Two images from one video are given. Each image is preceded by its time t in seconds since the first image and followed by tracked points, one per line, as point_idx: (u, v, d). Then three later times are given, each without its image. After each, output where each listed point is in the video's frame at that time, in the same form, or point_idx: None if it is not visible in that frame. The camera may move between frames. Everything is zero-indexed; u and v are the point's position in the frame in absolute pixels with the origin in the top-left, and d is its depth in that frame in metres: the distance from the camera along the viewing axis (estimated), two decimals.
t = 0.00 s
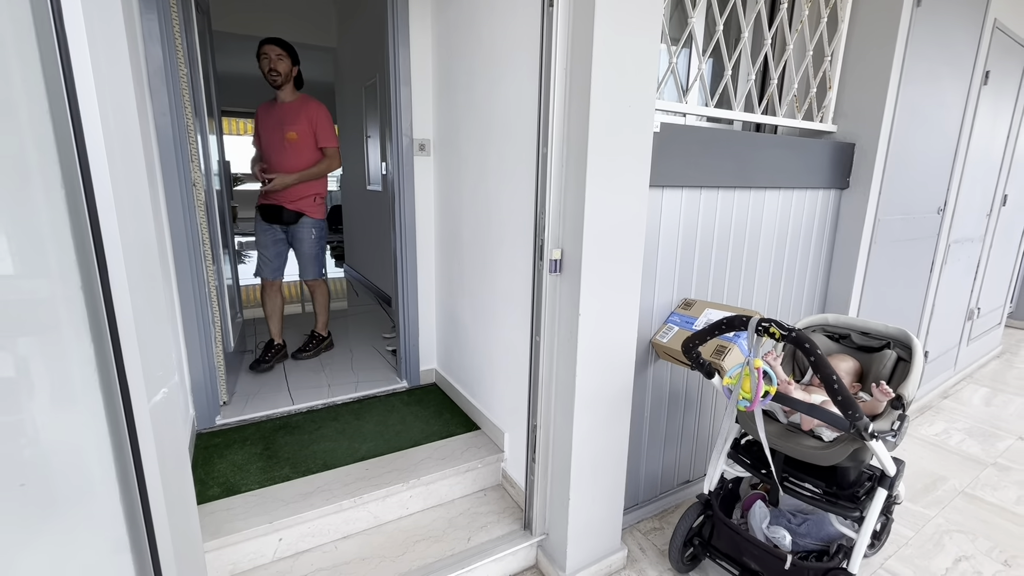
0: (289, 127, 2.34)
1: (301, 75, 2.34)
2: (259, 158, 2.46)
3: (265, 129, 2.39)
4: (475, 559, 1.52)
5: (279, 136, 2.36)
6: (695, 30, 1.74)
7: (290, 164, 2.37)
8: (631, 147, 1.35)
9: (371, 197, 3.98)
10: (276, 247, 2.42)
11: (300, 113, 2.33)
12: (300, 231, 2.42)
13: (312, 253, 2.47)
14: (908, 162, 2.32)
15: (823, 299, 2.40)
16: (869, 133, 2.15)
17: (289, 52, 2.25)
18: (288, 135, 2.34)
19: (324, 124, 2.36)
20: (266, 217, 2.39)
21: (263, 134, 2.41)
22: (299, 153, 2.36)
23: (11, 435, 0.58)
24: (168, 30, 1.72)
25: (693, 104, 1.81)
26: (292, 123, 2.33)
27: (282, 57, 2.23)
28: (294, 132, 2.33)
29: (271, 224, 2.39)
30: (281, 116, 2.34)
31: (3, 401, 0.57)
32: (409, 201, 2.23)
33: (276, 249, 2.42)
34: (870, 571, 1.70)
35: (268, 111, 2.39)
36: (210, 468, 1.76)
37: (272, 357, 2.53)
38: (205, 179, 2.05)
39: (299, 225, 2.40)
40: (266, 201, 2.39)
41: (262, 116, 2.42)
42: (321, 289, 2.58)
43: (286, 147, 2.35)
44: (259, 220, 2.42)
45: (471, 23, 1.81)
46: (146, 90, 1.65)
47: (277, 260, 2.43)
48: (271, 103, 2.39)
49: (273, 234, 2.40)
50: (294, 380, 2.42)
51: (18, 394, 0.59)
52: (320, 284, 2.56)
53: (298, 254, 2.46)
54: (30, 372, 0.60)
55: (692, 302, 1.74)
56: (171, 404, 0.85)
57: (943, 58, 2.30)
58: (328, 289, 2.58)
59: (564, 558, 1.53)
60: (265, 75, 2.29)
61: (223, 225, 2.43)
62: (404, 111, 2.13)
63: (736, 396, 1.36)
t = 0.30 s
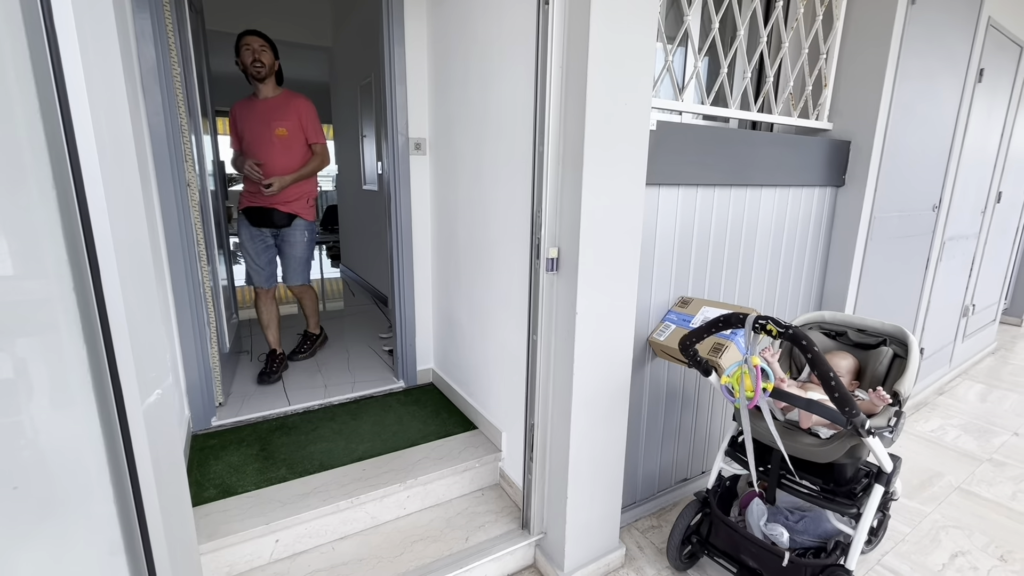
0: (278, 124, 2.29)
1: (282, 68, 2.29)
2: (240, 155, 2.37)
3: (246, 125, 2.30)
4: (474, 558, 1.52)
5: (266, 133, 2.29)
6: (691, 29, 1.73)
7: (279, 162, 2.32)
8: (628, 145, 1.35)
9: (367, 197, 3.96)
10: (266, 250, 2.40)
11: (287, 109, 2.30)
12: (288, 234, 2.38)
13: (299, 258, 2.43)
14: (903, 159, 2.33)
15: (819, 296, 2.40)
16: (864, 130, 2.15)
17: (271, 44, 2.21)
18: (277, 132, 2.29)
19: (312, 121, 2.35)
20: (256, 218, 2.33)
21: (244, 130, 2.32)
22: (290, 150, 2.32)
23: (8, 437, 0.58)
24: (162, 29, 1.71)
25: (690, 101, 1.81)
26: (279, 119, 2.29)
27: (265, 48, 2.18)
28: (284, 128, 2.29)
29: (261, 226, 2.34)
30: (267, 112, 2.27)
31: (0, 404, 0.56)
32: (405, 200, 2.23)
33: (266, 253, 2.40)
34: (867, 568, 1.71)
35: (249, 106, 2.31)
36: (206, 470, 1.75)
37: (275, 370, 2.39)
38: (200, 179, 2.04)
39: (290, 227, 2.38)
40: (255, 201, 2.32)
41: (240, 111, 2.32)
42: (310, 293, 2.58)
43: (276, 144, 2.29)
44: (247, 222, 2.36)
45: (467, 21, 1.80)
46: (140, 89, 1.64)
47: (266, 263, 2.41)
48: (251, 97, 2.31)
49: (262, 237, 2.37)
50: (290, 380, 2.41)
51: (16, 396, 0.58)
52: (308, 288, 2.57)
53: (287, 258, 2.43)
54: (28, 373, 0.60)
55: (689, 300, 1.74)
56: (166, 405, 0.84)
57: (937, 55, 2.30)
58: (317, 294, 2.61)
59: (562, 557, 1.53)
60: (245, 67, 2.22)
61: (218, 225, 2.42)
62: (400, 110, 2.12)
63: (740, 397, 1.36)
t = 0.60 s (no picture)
0: (265, 123, 2.22)
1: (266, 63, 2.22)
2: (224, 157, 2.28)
3: (229, 125, 2.21)
4: (470, 561, 1.52)
5: (252, 133, 2.21)
6: (683, 31, 1.74)
7: (266, 163, 2.25)
8: (620, 147, 1.36)
9: (362, 199, 3.96)
10: (258, 257, 2.35)
11: (273, 107, 2.23)
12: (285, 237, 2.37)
13: (297, 262, 2.41)
14: (894, 160, 2.34)
15: (812, 296, 2.42)
16: (856, 131, 2.17)
17: (254, 39, 2.15)
18: (264, 131, 2.22)
19: (299, 118, 2.28)
20: (246, 223, 2.27)
21: (227, 130, 2.23)
22: (277, 150, 2.25)
23: (5, 442, 0.58)
24: (154, 33, 1.71)
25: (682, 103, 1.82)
26: (266, 118, 2.22)
27: (246, 43, 2.12)
28: (271, 127, 2.22)
29: (252, 232, 2.28)
30: (251, 110, 2.19)
31: None
32: (399, 203, 2.23)
33: (258, 259, 2.35)
34: (861, 566, 1.72)
35: (231, 104, 2.22)
36: (201, 475, 1.75)
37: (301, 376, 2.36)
38: (193, 183, 2.03)
39: (287, 230, 2.36)
40: (245, 205, 2.25)
41: (221, 110, 2.23)
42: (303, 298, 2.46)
43: (264, 144, 2.22)
44: (237, 228, 2.30)
45: (460, 23, 1.80)
46: (132, 93, 1.64)
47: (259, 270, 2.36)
48: (232, 95, 2.23)
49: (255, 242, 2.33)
50: (285, 384, 2.41)
51: (13, 401, 0.58)
52: (299, 292, 2.44)
53: (280, 264, 2.39)
54: (24, 378, 0.60)
55: (682, 301, 1.74)
56: (159, 411, 0.84)
57: (927, 55, 2.32)
58: (308, 298, 2.47)
59: (558, 558, 1.54)
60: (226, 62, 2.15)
61: (211, 229, 2.41)
62: (394, 112, 2.12)
63: (727, 395, 1.37)
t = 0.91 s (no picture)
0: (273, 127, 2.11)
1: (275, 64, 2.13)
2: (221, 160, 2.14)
3: (231, 126, 2.07)
4: (466, 562, 1.52)
5: (258, 137, 2.10)
6: (675, 31, 1.75)
7: (272, 169, 2.14)
8: (613, 148, 1.36)
9: (357, 201, 3.95)
10: (260, 265, 2.25)
11: (281, 112, 2.14)
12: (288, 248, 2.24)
13: (300, 276, 2.27)
14: (887, 158, 2.36)
15: (807, 295, 2.43)
16: (848, 130, 2.18)
17: (265, 39, 2.07)
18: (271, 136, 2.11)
19: (306, 125, 2.20)
20: (247, 232, 2.15)
21: (227, 131, 2.09)
22: (284, 156, 2.16)
23: None
24: (146, 36, 1.71)
25: (675, 104, 1.83)
26: (274, 122, 2.12)
27: (258, 43, 2.04)
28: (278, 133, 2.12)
29: (254, 241, 2.17)
30: (259, 113, 2.09)
31: None
32: (394, 205, 2.23)
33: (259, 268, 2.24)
34: (856, 563, 1.73)
35: (234, 104, 2.08)
36: (196, 478, 1.74)
37: (306, 398, 2.18)
38: (186, 185, 2.03)
39: (290, 240, 2.23)
40: (245, 213, 2.13)
41: (222, 109, 2.08)
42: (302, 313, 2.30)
43: (270, 149, 2.12)
44: (236, 236, 2.17)
45: (453, 25, 1.81)
46: (124, 97, 1.64)
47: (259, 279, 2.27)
48: (236, 95, 2.09)
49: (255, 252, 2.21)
50: (281, 387, 2.40)
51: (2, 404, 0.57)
52: (299, 307, 2.29)
53: (282, 274, 2.28)
54: (12, 383, 0.59)
55: (676, 301, 1.75)
56: (152, 413, 0.84)
57: (918, 55, 2.34)
58: (308, 313, 2.30)
59: (554, 559, 1.54)
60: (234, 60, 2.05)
61: (205, 230, 2.41)
62: (387, 114, 2.13)
63: (720, 394, 1.37)
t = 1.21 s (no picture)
0: (286, 128, 2.07)
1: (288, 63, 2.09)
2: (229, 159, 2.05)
3: (243, 124, 2.00)
4: (460, 566, 1.51)
5: (271, 137, 2.04)
6: (666, 33, 1.75)
7: (283, 170, 2.08)
8: (604, 150, 1.36)
9: (352, 204, 3.95)
10: (263, 271, 2.16)
11: (294, 112, 2.09)
12: (294, 253, 2.19)
13: (306, 281, 2.24)
14: (879, 159, 2.36)
15: (801, 295, 2.43)
16: (841, 130, 2.18)
17: (279, 36, 2.01)
18: (284, 136, 2.06)
19: (318, 127, 2.18)
20: (254, 233, 2.05)
21: (239, 129, 2.01)
22: (295, 158, 2.11)
23: None
24: (137, 40, 1.70)
25: (668, 104, 1.81)
26: (287, 122, 2.07)
27: (273, 40, 1.98)
28: (292, 133, 2.08)
29: (262, 244, 2.08)
30: (272, 113, 2.03)
31: None
32: (388, 208, 2.22)
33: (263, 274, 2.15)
34: (851, 564, 1.73)
35: (245, 102, 2.02)
36: (188, 484, 1.73)
37: (300, 402, 2.17)
38: (178, 189, 2.02)
39: (298, 244, 2.19)
40: (255, 213, 2.05)
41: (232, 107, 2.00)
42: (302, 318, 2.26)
43: (284, 150, 2.06)
44: (241, 238, 2.07)
45: (444, 27, 1.80)
46: (113, 100, 1.63)
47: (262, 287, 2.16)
48: (247, 93, 2.03)
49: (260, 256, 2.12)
50: (275, 391, 2.39)
51: None
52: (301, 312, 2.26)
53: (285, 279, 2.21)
54: None
55: (670, 302, 1.75)
56: (139, 419, 0.83)
57: (910, 55, 2.35)
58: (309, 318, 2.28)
59: (548, 562, 1.53)
60: (246, 55, 1.98)
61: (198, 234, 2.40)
62: (380, 117, 2.12)
63: (715, 397, 1.37)
